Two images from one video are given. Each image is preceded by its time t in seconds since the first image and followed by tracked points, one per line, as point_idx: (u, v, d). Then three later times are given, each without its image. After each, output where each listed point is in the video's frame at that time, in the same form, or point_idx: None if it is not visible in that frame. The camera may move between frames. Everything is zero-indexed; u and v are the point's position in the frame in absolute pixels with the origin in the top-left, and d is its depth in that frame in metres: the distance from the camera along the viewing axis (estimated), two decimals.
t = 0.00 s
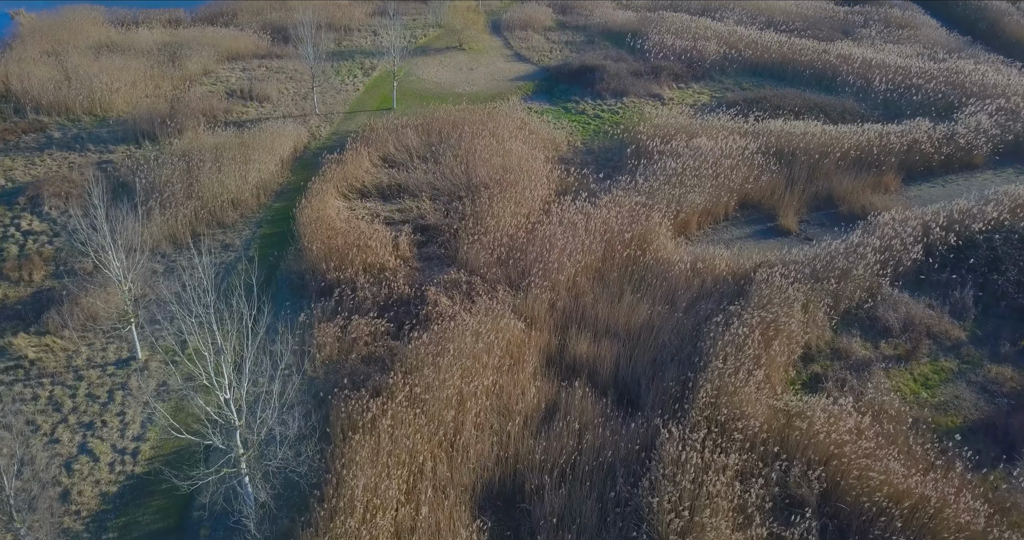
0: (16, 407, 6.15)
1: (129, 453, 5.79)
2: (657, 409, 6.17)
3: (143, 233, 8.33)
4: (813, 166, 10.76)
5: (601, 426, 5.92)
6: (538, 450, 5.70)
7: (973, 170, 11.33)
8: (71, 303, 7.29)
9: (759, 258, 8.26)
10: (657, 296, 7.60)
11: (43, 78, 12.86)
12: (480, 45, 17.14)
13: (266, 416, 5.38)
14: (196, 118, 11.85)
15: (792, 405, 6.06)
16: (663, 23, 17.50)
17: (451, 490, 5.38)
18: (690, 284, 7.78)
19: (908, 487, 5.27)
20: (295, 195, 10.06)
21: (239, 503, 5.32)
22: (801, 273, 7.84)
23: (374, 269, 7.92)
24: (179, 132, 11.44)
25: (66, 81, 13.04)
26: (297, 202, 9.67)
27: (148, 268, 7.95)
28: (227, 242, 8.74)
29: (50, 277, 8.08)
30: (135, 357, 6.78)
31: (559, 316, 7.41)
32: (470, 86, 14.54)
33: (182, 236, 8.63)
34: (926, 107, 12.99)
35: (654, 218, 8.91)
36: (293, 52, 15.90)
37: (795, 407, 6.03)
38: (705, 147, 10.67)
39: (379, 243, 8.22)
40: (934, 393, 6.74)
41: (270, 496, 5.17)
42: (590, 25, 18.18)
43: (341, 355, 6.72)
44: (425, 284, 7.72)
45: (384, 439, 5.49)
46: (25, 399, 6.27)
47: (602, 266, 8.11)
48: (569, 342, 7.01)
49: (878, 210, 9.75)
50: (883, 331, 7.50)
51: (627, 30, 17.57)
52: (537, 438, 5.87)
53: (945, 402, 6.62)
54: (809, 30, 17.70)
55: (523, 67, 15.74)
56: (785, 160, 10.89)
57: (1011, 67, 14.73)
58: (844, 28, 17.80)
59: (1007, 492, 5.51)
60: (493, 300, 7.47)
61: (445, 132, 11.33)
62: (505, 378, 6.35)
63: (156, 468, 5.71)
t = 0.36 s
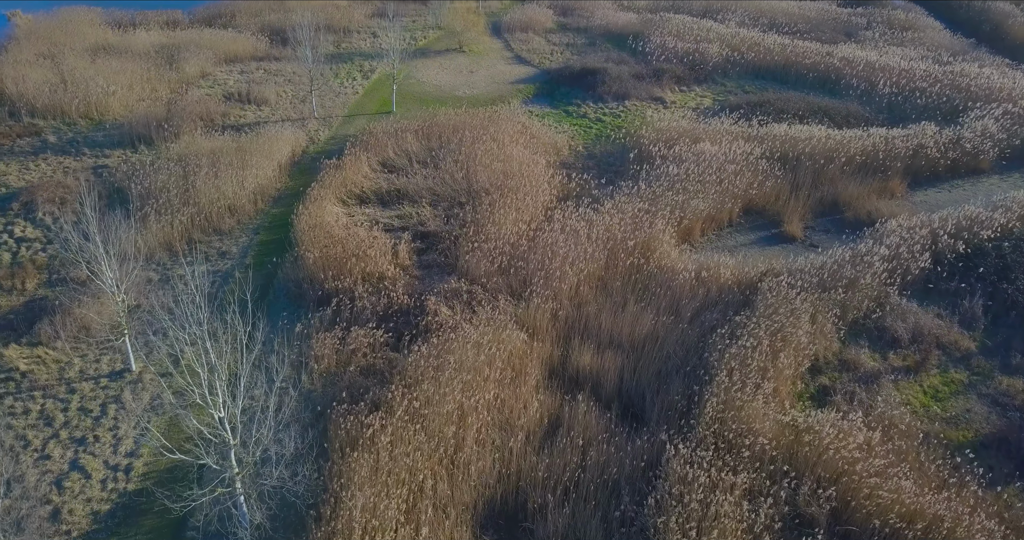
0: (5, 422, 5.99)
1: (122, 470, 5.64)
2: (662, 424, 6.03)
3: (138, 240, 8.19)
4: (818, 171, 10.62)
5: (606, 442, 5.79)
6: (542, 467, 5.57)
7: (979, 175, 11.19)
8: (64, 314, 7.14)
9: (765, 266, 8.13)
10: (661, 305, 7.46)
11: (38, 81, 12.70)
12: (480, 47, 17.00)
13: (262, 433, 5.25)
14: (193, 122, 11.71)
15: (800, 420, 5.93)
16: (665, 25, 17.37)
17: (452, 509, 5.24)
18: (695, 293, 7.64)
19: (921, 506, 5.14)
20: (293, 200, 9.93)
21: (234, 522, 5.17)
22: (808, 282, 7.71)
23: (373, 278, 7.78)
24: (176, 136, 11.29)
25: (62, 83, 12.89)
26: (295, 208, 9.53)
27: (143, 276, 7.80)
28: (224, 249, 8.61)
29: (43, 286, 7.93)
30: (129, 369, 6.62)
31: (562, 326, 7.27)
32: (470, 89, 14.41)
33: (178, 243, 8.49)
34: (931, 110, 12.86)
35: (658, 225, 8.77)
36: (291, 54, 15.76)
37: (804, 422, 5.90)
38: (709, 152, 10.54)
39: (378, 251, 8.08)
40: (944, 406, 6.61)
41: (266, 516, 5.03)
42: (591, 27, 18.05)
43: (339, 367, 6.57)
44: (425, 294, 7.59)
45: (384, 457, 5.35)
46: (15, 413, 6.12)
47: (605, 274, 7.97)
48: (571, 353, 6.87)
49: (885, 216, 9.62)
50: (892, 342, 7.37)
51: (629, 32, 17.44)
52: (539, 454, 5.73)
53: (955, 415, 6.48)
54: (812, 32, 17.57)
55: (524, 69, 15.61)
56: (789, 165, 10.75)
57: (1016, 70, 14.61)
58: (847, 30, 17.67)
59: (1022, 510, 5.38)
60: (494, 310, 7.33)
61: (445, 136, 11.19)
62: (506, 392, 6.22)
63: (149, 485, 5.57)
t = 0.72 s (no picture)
0: None
1: (119, 484, 5.53)
2: (669, 435, 5.94)
3: (135, 246, 8.09)
4: (823, 174, 10.51)
5: (612, 454, 5.69)
6: (546, 479, 5.47)
7: (985, 178, 11.08)
8: (61, 323, 7.03)
9: (772, 272, 8.02)
10: (666, 312, 7.35)
11: (36, 83, 12.60)
12: (481, 49, 16.90)
13: (261, 447, 5.16)
14: (192, 125, 11.60)
15: (809, 431, 5.83)
16: (667, 26, 17.27)
17: (455, 523, 5.14)
18: (701, 300, 7.53)
19: (933, 521, 5.05)
20: (293, 205, 9.82)
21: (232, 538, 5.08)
22: (815, 289, 7.61)
23: (374, 285, 7.68)
24: (175, 140, 11.20)
25: (60, 86, 12.79)
26: (295, 213, 9.43)
27: (141, 283, 7.70)
28: (224, 255, 8.50)
29: (39, 293, 7.82)
30: (127, 379, 6.52)
31: (566, 333, 7.17)
32: (471, 91, 14.31)
33: (176, 249, 8.38)
34: (936, 113, 12.75)
35: (662, 230, 8.67)
36: (291, 56, 15.66)
37: (812, 433, 5.80)
38: (713, 155, 10.44)
39: (379, 257, 7.99)
40: (954, 415, 6.51)
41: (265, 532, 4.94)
42: (592, 28, 17.94)
43: (340, 376, 6.47)
44: (427, 301, 7.49)
45: (385, 472, 5.25)
46: (10, 425, 6.02)
47: (609, 280, 7.87)
48: (576, 362, 6.77)
49: (891, 220, 9.51)
50: (900, 349, 7.27)
51: (631, 33, 17.34)
52: (544, 467, 5.63)
53: (966, 425, 6.38)
54: (815, 33, 17.47)
55: (525, 71, 15.51)
56: (794, 168, 10.65)
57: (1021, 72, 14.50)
58: (851, 31, 17.56)
59: None
60: (497, 318, 7.22)
61: (446, 140, 11.10)
62: (510, 403, 6.12)
63: (147, 498, 5.46)
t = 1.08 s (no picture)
0: None
1: (118, 497, 5.44)
2: (676, 447, 5.86)
3: (134, 252, 7.99)
4: (828, 178, 10.42)
5: (619, 466, 5.60)
6: (553, 492, 5.38)
7: (992, 181, 10.99)
8: (60, 332, 6.95)
9: (778, 279, 7.94)
10: (672, 320, 7.26)
11: (35, 87, 12.51)
12: (482, 51, 16.82)
13: (263, 460, 5.08)
14: (192, 129, 11.52)
15: (818, 443, 5.74)
16: (669, 28, 17.18)
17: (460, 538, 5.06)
18: (707, 307, 7.44)
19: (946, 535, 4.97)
20: (294, 210, 9.73)
21: None
22: (822, 296, 7.52)
23: (377, 292, 7.58)
24: (175, 144, 11.11)
25: (59, 89, 12.70)
26: (296, 218, 9.35)
27: (141, 290, 7.62)
28: (224, 261, 8.42)
29: (38, 301, 7.73)
30: (126, 389, 6.43)
31: (571, 341, 7.08)
32: (473, 94, 14.23)
33: (176, 255, 8.29)
34: (941, 115, 12.66)
35: (667, 235, 8.59)
36: (292, 59, 15.58)
37: (822, 445, 5.72)
38: (717, 159, 10.35)
39: (381, 264, 7.90)
40: (965, 425, 6.42)
41: None
42: (594, 31, 17.86)
43: (342, 386, 6.38)
44: (430, 309, 7.41)
45: (389, 485, 5.16)
46: (8, 436, 5.93)
47: (614, 287, 7.78)
48: (581, 371, 6.67)
49: (897, 225, 9.42)
50: (909, 357, 7.18)
51: (633, 36, 17.26)
52: (550, 479, 5.54)
53: (977, 435, 6.29)
54: (817, 35, 17.39)
55: (527, 74, 15.43)
56: (799, 172, 10.57)
57: None
58: (854, 33, 17.47)
59: None
60: (501, 326, 7.13)
61: (448, 144, 11.02)
62: (514, 413, 6.03)
63: (147, 511, 5.37)
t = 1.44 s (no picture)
0: None
1: (120, 504, 5.40)
2: (683, 452, 5.82)
3: (136, 256, 7.96)
4: (832, 180, 10.38)
5: (625, 472, 5.56)
6: (559, 498, 5.34)
7: (996, 182, 10.95)
8: (61, 337, 6.91)
9: (784, 282, 7.90)
10: (677, 323, 7.22)
11: (36, 88, 12.47)
12: (484, 52, 16.79)
13: (267, 467, 5.04)
14: (193, 130, 11.48)
15: (826, 448, 5.70)
16: (671, 29, 17.13)
17: None
18: (712, 310, 7.40)
19: None
20: (296, 213, 9.70)
21: None
22: (828, 300, 7.48)
23: (380, 296, 7.55)
24: (176, 145, 11.07)
25: (59, 91, 12.65)
26: (298, 221, 9.31)
27: (143, 294, 7.58)
28: (226, 264, 8.38)
29: (39, 305, 7.69)
30: (128, 394, 6.39)
31: (575, 345, 7.04)
32: (475, 95, 14.19)
33: (177, 258, 8.25)
34: (944, 116, 12.60)
35: (671, 238, 8.55)
36: (293, 59, 15.54)
37: (829, 450, 5.68)
38: (721, 161, 10.31)
39: (384, 268, 7.86)
40: (972, 429, 6.38)
41: None
42: (596, 31, 17.82)
43: (346, 390, 6.34)
44: (434, 313, 7.37)
45: (394, 492, 5.12)
46: (10, 442, 5.89)
47: (618, 290, 7.74)
48: (586, 375, 6.64)
49: (902, 227, 9.38)
50: (915, 361, 7.14)
51: (634, 36, 17.22)
52: (556, 485, 5.50)
53: (985, 439, 6.25)
54: (820, 36, 17.35)
55: (529, 74, 15.39)
56: (803, 174, 10.53)
57: None
58: (856, 33, 17.43)
59: None
60: (505, 330, 7.09)
61: (450, 146, 10.98)
62: (520, 418, 5.99)
63: (150, 517, 5.33)
